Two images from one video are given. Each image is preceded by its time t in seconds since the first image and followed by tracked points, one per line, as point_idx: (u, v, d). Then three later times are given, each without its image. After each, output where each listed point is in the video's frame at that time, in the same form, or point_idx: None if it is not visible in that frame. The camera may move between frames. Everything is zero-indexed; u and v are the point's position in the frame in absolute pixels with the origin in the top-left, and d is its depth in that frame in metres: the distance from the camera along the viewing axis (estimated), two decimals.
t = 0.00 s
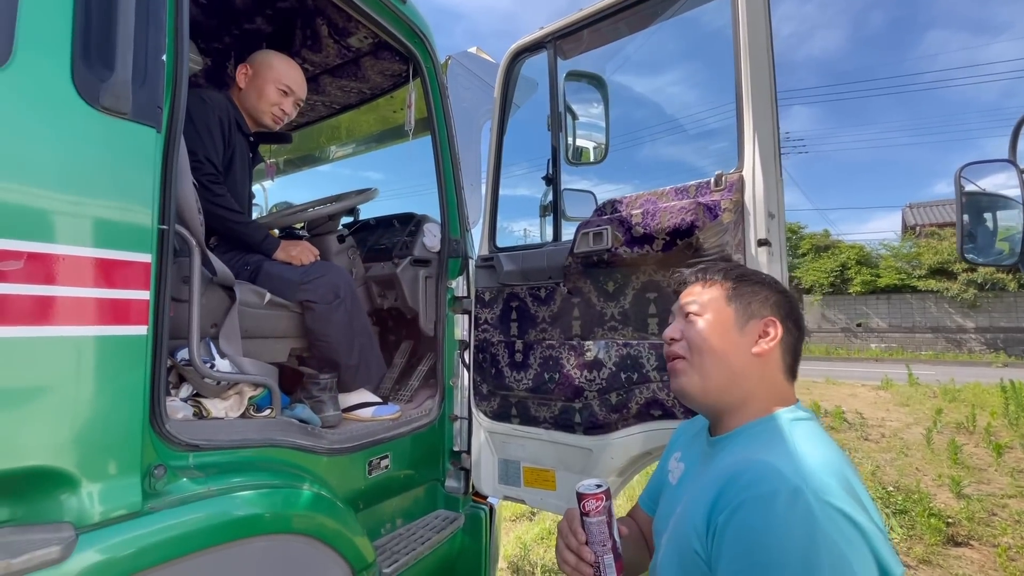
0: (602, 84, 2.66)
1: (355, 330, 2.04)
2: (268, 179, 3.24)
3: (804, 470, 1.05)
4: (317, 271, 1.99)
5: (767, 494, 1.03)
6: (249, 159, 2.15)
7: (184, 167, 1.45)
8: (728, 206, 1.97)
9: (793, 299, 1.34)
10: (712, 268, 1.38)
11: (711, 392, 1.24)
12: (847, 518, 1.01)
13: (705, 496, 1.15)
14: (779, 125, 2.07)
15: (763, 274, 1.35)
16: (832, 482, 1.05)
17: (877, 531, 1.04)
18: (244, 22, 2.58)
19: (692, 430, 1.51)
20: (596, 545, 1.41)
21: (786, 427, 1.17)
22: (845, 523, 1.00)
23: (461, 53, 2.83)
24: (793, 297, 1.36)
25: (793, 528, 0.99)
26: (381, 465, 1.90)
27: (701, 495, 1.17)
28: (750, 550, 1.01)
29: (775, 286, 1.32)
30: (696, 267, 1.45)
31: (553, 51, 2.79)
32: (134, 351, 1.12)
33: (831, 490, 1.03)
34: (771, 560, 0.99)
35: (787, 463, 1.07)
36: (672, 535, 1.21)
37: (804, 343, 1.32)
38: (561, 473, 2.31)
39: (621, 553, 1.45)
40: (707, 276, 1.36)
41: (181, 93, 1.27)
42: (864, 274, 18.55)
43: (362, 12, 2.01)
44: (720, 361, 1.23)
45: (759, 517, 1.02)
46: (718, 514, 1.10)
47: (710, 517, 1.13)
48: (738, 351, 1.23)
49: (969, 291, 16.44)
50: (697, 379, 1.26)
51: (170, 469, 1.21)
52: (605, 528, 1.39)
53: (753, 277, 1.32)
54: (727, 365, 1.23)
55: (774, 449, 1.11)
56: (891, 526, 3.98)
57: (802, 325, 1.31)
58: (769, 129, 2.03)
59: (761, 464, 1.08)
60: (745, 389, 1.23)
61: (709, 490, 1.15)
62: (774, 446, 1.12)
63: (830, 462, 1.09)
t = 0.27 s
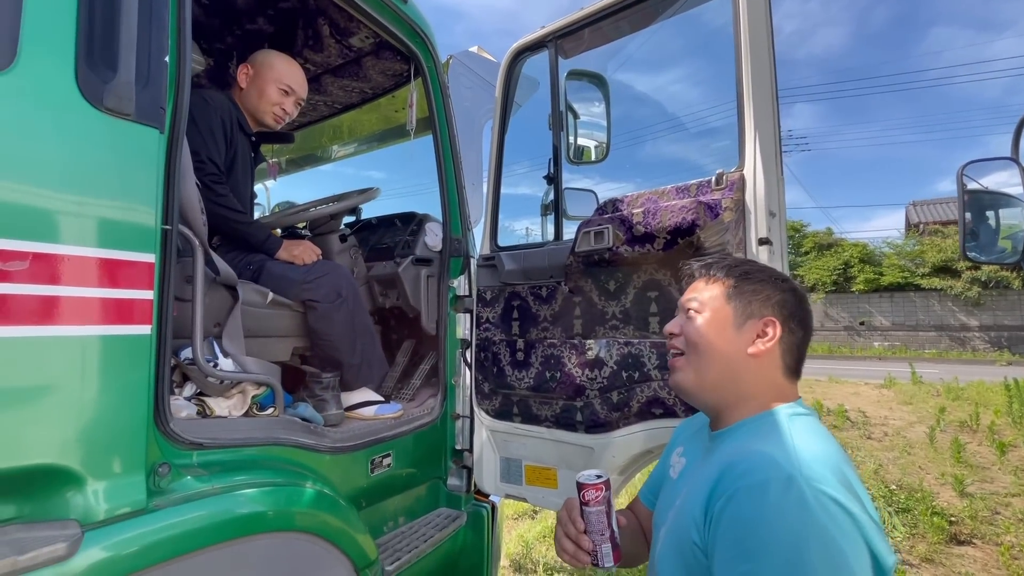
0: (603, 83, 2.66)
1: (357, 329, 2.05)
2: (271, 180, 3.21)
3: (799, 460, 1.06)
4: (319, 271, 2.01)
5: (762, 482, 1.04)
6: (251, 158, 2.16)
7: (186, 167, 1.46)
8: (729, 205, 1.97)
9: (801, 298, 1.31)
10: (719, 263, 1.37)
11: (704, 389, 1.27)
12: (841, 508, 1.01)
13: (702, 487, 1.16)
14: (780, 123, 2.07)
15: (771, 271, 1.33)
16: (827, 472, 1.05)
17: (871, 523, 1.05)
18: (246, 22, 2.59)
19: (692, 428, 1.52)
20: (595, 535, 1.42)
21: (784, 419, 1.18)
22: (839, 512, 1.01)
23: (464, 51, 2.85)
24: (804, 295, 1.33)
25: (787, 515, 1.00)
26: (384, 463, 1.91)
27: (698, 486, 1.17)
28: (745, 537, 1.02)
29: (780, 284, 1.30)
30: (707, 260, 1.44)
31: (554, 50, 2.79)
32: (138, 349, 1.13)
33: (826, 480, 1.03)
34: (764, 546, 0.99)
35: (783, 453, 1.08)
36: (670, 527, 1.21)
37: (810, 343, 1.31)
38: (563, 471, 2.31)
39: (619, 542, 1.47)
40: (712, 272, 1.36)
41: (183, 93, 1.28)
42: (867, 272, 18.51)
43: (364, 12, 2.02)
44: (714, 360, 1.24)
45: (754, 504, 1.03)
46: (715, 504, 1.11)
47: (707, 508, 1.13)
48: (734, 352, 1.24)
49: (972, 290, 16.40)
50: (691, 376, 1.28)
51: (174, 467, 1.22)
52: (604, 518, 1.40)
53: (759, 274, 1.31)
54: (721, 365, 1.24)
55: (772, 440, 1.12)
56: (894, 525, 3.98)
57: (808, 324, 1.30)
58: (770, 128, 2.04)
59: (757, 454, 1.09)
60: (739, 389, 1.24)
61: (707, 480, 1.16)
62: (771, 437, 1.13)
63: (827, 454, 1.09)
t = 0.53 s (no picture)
0: (605, 81, 2.66)
1: (360, 328, 2.05)
2: (273, 179, 3.23)
3: (797, 456, 1.06)
4: (322, 270, 2.01)
5: (761, 478, 1.04)
6: (254, 158, 2.16)
7: (190, 167, 1.47)
8: (731, 203, 1.97)
9: (802, 297, 1.30)
10: (721, 262, 1.37)
11: (702, 390, 1.28)
12: (840, 503, 1.01)
13: (703, 485, 1.16)
14: (782, 121, 2.07)
15: (772, 270, 1.33)
16: (826, 468, 1.05)
17: (872, 519, 1.04)
18: (248, 22, 2.59)
19: (694, 428, 1.52)
20: (600, 528, 1.43)
21: (785, 417, 1.18)
22: (839, 507, 1.01)
23: (466, 49, 2.86)
24: (806, 294, 1.32)
25: (786, 511, 1.00)
26: (386, 462, 1.92)
27: (700, 484, 1.18)
28: (744, 532, 1.02)
29: (781, 284, 1.29)
30: (710, 258, 1.44)
31: (555, 48, 2.79)
32: (142, 348, 1.14)
33: (825, 476, 1.03)
34: (764, 541, 0.99)
35: (781, 449, 1.08)
36: (674, 526, 1.21)
37: (812, 342, 1.29)
38: (565, 469, 2.32)
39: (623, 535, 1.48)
40: (713, 272, 1.35)
41: (186, 92, 1.28)
42: (869, 271, 18.47)
43: (366, 12, 2.02)
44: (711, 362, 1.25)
45: (752, 500, 1.03)
46: (716, 502, 1.11)
47: (708, 506, 1.13)
48: (730, 353, 1.24)
49: (976, 288, 16.34)
50: (689, 377, 1.29)
51: (178, 465, 1.23)
52: (608, 512, 1.41)
53: (758, 274, 1.31)
54: (718, 366, 1.24)
55: (771, 437, 1.12)
56: (897, 524, 3.98)
57: (809, 324, 1.29)
58: (772, 126, 2.03)
59: (756, 451, 1.09)
60: (735, 390, 1.24)
61: (708, 478, 1.16)
62: (769, 434, 1.13)
63: (827, 451, 1.09)
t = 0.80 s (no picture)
0: (607, 80, 2.65)
1: (362, 328, 2.05)
2: (274, 180, 3.23)
3: (794, 456, 1.05)
4: (323, 270, 2.00)
5: (758, 480, 1.03)
6: (255, 159, 2.16)
7: (191, 167, 1.46)
8: (735, 203, 1.97)
9: (803, 298, 1.28)
10: (722, 260, 1.36)
11: (698, 388, 1.28)
12: (837, 503, 1.01)
13: (701, 488, 1.16)
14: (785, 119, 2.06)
15: (772, 269, 1.31)
16: (822, 467, 1.04)
17: (870, 517, 1.04)
18: (249, 22, 2.59)
19: (694, 428, 1.51)
20: (596, 539, 1.42)
21: (782, 417, 1.17)
22: (836, 507, 1.00)
23: (467, 48, 2.84)
24: (807, 294, 1.30)
25: (783, 513, 0.99)
26: (389, 463, 1.91)
27: (697, 486, 1.17)
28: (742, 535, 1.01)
29: (780, 283, 1.28)
30: (712, 256, 1.43)
31: (557, 48, 2.78)
32: (144, 350, 1.13)
33: (822, 475, 1.02)
34: (762, 545, 0.99)
35: (776, 450, 1.07)
36: (673, 528, 1.21)
37: (811, 342, 1.28)
38: (568, 470, 2.31)
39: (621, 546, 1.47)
40: (713, 270, 1.34)
41: (187, 92, 1.28)
42: (872, 270, 18.43)
43: (368, 12, 2.01)
44: (707, 361, 1.25)
45: (749, 503, 1.02)
46: (713, 505, 1.10)
47: (706, 507, 1.13)
48: (726, 353, 1.23)
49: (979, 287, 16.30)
50: (686, 376, 1.29)
51: (180, 467, 1.22)
52: (603, 522, 1.40)
53: (758, 273, 1.29)
54: (714, 366, 1.24)
55: (767, 437, 1.11)
56: (900, 524, 3.96)
57: (809, 324, 1.27)
58: (776, 125, 2.02)
59: (753, 452, 1.08)
60: (731, 389, 1.24)
61: (706, 480, 1.15)
62: (765, 435, 1.12)
63: (823, 450, 1.08)
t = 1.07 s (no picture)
0: (608, 80, 2.65)
1: (364, 330, 2.05)
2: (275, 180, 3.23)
3: (794, 462, 1.05)
4: (325, 272, 2.00)
5: (760, 487, 1.03)
6: (257, 160, 2.16)
7: (193, 169, 1.46)
8: (737, 204, 1.96)
9: (803, 299, 1.27)
10: (721, 261, 1.36)
11: (696, 389, 1.28)
12: (839, 508, 1.01)
13: (702, 493, 1.15)
14: (787, 119, 2.06)
15: (772, 270, 1.31)
16: (823, 472, 1.04)
17: (871, 521, 1.04)
18: (251, 23, 2.59)
19: (694, 430, 1.51)
20: (591, 552, 1.42)
21: (782, 421, 1.17)
22: (838, 512, 1.00)
23: (467, 51, 2.83)
24: (808, 296, 1.29)
25: (785, 520, 0.99)
26: (391, 464, 1.91)
27: (698, 492, 1.17)
28: (744, 542, 1.01)
29: (780, 284, 1.27)
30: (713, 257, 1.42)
31: (558, 48, 2.78)
32: (147, 352, 1.13)
33: (823, 481, 1.02)
34: (764, 552, 0.99)
35: (777, 455, 1.07)
36: (674, 534, 1.20)
37: (812, 344, 1.27)
38: (570, 471, 2.31)
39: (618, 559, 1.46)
40: (713, 271, 1.34)
41: (189, 94, 1.28)
42: (873, 269, 18.41)
43: (369, 12, 2.01)
44: (705, 362, 1.25)
45: (751, 509, 1.02)
46: (715, 511, 1.10)
47: (707, 514, 1.12)
48: (724, 353, 1.23)
49: (981, 286, 16.27)
50: (684, 376, 1.30)
51: (183, 469, 1.22)
52: (598, 535, 1.40)
53: (757, 274, 1.29)
54: (711, 366, 1.24)
55: (767, 442, 1.11)
56: (902, 524, 3.96)
57: (809, 325, 1.26)
58: (779, 125, 2.02)
59: (753, 458, 1.08)
60: (728, 390, 1.24)
61: (706, 486, 1.15)
62: (765, 439, 1.12)
63: (823, 454, 1.08)
